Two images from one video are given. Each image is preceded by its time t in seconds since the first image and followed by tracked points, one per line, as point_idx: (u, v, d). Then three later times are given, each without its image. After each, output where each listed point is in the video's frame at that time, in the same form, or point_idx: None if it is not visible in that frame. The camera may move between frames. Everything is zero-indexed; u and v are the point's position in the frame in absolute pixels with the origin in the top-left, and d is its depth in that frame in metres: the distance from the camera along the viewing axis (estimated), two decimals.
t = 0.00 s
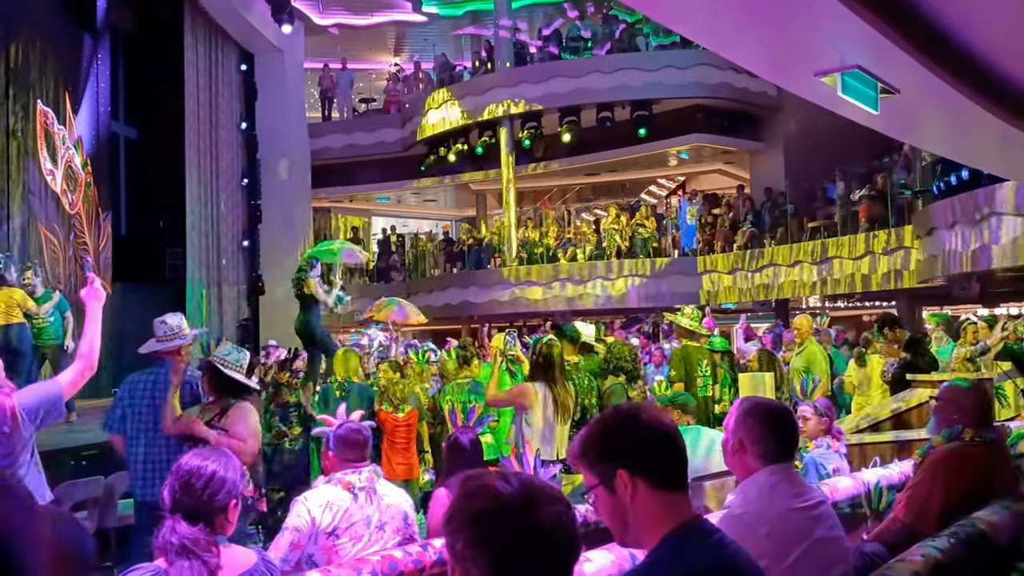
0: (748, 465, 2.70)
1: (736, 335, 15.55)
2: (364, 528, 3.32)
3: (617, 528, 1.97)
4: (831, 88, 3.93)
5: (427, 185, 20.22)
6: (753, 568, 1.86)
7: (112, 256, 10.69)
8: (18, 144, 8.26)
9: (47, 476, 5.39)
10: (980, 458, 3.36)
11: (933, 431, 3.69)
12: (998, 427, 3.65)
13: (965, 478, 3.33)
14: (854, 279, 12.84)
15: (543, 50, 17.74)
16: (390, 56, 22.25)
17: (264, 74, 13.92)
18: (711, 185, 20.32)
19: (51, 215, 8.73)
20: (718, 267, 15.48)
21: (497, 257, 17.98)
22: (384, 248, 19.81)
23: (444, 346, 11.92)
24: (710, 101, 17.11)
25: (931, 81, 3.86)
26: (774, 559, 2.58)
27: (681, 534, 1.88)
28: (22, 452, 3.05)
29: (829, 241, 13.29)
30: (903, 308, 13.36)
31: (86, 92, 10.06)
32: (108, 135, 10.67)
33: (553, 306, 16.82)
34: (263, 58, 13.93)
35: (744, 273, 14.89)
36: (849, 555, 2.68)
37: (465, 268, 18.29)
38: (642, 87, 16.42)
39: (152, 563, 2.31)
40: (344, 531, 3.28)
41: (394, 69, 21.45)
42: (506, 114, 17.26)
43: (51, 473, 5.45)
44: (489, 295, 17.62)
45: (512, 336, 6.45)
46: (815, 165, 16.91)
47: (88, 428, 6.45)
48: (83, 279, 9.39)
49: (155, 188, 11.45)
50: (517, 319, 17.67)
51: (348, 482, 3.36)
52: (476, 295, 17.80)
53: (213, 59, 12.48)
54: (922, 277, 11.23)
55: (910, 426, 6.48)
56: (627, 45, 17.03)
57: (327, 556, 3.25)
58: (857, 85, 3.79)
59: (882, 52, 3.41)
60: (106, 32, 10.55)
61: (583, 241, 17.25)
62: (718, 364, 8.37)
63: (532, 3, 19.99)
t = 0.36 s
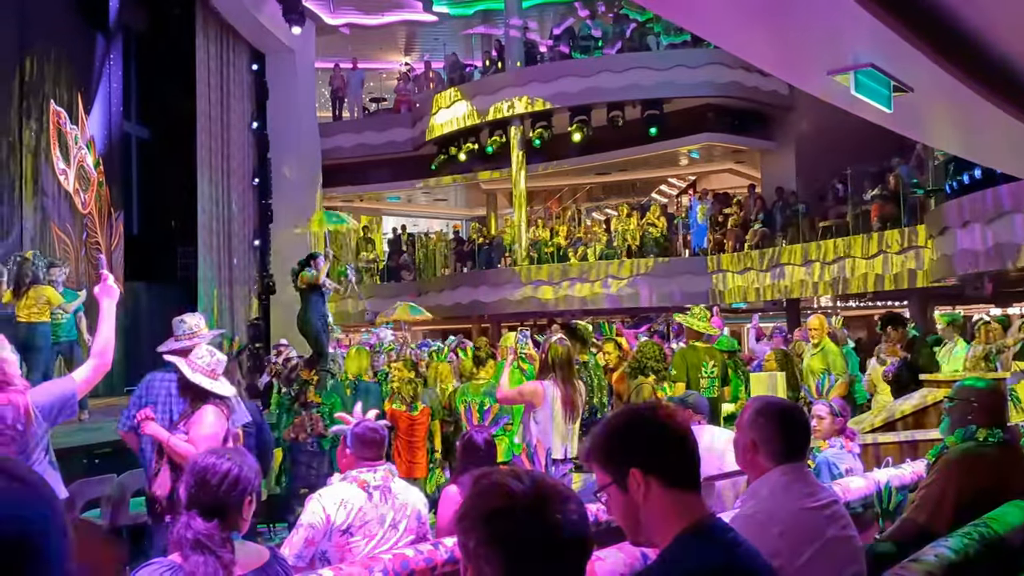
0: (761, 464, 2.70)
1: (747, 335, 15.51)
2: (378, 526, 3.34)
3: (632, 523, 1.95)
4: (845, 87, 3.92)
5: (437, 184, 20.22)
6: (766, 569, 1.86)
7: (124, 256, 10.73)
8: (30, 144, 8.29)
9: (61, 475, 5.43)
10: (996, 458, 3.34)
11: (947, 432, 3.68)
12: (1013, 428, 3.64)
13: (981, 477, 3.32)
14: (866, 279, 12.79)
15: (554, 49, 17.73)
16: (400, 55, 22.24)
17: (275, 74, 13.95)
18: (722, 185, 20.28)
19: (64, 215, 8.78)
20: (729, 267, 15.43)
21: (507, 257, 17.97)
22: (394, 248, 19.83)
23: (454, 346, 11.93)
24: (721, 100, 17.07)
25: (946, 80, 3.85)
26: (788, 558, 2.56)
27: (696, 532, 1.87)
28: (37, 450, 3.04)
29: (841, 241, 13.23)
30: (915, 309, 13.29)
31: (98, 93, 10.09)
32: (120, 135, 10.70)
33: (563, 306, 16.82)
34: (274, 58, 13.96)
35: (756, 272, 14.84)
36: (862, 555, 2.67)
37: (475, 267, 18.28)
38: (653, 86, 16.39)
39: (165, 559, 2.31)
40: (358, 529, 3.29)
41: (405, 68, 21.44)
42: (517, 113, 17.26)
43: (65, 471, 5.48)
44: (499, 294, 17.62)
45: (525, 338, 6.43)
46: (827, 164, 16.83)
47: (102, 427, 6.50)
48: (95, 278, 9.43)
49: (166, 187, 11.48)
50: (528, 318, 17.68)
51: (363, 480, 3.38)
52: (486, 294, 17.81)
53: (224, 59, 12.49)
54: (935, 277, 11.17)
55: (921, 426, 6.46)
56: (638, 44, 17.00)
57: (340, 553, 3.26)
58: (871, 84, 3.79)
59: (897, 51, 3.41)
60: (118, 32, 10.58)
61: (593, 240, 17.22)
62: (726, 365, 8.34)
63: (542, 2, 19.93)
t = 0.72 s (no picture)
0: (777, 464, 2.69)
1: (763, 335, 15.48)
2: (396, 525, 3.37)
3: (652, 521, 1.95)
4: (864, 84, 3.87)
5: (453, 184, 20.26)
6: (787, 567, 1.86)
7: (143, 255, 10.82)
8: (50, 143, 8.38)
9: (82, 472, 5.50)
10: (1015, 458, 3.32)
11: (967, 434, 3.66)
12: None
13: (1000, 477, 3.29)
14: (884, 278, 12.73)
15: (571, 48, 17.71)
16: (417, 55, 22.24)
17: (293, 74, 14.01)
18: (739, 184, 20.20)
19: (83, 216, 8.90)
20: (746, 267, 15.40)
21: (523, 256, 17.99)
22: (410, 247, 19.89)
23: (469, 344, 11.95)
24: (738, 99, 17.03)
25: (968, 77, 3.81)
26: (807, 559, 2.55)
27: (718, 530, 1.87)
28: (63, 447, 3.05)
29: (858, 240, 13.19)
30: (933, 308, 13.21)
31: (117, 93, 10.17)
32: (139, 135, 10.78)
33: (579, 305, 16.84)
34: (292, 58, 14.02)
35: (773, 272, 14.80)
36: (883, 557, 2.65)
37: (491, 267, 18.31)
38: (669, 85, 16.37)
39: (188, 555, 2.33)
40: (376, 528, 3.32)
41: (421, 68, 21.47)
42: (532, 112, 17.29)
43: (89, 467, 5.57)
44: (514, 293, 17.67)
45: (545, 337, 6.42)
46: (846, 163, 16.73)
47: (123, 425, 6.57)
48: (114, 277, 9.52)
49: (185, 186, 11.56)
50: (543, 317, 17.68)
51: (383, 478, 3.41)
52: (502, 294, 17.84)
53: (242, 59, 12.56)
54: (953, 277, 11.11)
55: (938, 427, 6.44)
56: (655, 43, 16.98)
57: (359, 550, 3.28)
58: (891, 80, 3.73)
59: (921, 48, 3.37)
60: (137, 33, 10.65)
61: (609, 240, 17.22)
62: (741, 365, 8.32)
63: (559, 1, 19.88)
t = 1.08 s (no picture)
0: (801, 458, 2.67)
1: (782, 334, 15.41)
2: (417, 521, 3.35)
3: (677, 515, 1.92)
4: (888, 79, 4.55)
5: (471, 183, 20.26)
6: (807, 562, 1.87)
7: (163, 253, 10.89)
8: (71, 142, 8.43)
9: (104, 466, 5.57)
10: None
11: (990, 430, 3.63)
12: None
13: None
14: (904, 277, 12.64)
15: (588, 47, 17.65)
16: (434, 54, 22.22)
17: (310, 74, 14.07)
18: (757, 182, 20.14)
19: (104, 214, 8.96)
20: (765, 265, 15.33)
21: (541, 255, 17.97)
22: (428, 246, 19.91)
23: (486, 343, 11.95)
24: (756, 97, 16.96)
25: (978, 63, 4.49)
26: (831, 556, 2.53)
27: (739, 523, 1.87)
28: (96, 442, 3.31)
29: (878, 238, 13.11)
30: (955, 307, 13.10)
31: (137, 93, 10.24)
32: (159, 134, 10.85)
33: (596, 304, 16.80)
34: (310, 58, 14.07)
35: (792, 270, 14.73)
36: (909, 555, 2.63)
37: (509, 265, 18.29)
38: (687, 83, 16.32)
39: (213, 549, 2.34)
40: (397, 523, 3.31)
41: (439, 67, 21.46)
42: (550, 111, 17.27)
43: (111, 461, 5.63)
44: (532, 292, 17.65)
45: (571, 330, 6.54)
46: (865, 161, 16.63)
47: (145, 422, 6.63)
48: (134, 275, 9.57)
49: (204, 185, 11.63)
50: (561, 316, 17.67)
51: (404, 474, 3.43)
52: (519, 293, 17.83)
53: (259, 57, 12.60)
54: (975, 275, 11.01)
55: (960, 424, 6.39)
56: (673, 41, 16.93)
57: (377, 546, 3.27)
58: (912, 73, 4.42)
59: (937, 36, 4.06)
60: (157, 33, 10.71)
61: (627, 238, 17.18)
62: (761, 362, 8.26)
63: None
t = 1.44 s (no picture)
0: (835, 452, 2.66)
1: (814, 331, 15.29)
2: (448, 513, 3.41)
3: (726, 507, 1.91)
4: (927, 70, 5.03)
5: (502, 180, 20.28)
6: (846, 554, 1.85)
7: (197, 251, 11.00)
8: (106, 140, 8.54)
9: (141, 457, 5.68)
10: None
11: None
12: None
13: None
14: (940, 274, 12.49)
15: (619, 43, 17.56)
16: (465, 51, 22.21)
17: (342, 71, 14.13)
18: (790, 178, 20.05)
19: (139, 210, 9.09)
20: (798, 262, 15.21)
21: (571, 252, 17.95)
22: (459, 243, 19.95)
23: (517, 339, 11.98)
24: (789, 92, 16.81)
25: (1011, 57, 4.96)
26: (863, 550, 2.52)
27: (776, 513, 1.86)
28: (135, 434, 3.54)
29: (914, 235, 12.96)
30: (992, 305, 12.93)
31: (172, 92, 10.35)
32: (193, 132, 10.97)
33: (627, 300, 16.75)
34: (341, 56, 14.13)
35: (825, 267, 14.61)
36: (943, 551, 2.62)
37: (539, 262, 18.28)
38: (719, 79, 16.22)
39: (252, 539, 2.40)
40: (427, 514, 3.37)
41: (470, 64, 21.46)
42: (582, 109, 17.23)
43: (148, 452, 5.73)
44: (563, 289, 17.63)
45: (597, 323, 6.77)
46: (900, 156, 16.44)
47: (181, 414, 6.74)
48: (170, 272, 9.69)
49: (237, 183, 11.74)
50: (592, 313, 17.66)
51: (437, 467, 3.48)
52: (550, 290, 17.82)
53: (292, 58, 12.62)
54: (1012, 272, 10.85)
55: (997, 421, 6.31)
56: (705, 36, 16.83)
57: (407, 534, 3.36)
58: (950, 65, 4.91)
59: (975, 32, 4.53)
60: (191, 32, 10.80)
61: (659, 234, 17.12)
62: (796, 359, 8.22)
63: None
